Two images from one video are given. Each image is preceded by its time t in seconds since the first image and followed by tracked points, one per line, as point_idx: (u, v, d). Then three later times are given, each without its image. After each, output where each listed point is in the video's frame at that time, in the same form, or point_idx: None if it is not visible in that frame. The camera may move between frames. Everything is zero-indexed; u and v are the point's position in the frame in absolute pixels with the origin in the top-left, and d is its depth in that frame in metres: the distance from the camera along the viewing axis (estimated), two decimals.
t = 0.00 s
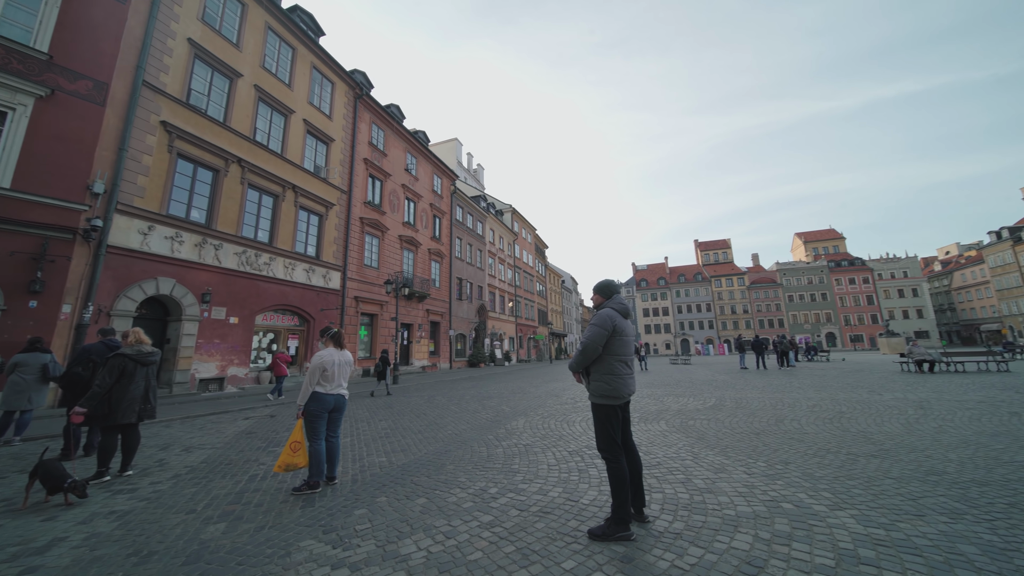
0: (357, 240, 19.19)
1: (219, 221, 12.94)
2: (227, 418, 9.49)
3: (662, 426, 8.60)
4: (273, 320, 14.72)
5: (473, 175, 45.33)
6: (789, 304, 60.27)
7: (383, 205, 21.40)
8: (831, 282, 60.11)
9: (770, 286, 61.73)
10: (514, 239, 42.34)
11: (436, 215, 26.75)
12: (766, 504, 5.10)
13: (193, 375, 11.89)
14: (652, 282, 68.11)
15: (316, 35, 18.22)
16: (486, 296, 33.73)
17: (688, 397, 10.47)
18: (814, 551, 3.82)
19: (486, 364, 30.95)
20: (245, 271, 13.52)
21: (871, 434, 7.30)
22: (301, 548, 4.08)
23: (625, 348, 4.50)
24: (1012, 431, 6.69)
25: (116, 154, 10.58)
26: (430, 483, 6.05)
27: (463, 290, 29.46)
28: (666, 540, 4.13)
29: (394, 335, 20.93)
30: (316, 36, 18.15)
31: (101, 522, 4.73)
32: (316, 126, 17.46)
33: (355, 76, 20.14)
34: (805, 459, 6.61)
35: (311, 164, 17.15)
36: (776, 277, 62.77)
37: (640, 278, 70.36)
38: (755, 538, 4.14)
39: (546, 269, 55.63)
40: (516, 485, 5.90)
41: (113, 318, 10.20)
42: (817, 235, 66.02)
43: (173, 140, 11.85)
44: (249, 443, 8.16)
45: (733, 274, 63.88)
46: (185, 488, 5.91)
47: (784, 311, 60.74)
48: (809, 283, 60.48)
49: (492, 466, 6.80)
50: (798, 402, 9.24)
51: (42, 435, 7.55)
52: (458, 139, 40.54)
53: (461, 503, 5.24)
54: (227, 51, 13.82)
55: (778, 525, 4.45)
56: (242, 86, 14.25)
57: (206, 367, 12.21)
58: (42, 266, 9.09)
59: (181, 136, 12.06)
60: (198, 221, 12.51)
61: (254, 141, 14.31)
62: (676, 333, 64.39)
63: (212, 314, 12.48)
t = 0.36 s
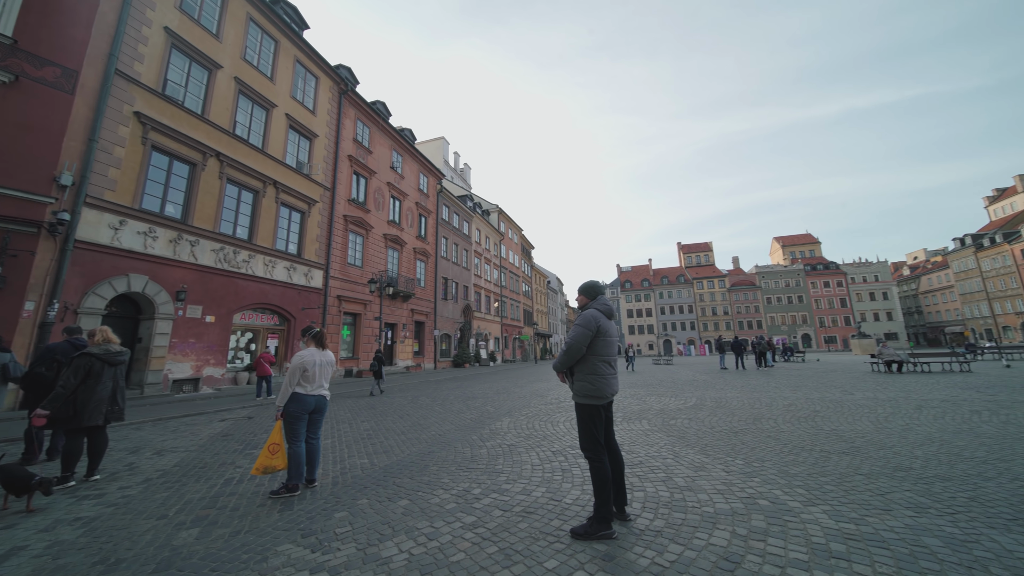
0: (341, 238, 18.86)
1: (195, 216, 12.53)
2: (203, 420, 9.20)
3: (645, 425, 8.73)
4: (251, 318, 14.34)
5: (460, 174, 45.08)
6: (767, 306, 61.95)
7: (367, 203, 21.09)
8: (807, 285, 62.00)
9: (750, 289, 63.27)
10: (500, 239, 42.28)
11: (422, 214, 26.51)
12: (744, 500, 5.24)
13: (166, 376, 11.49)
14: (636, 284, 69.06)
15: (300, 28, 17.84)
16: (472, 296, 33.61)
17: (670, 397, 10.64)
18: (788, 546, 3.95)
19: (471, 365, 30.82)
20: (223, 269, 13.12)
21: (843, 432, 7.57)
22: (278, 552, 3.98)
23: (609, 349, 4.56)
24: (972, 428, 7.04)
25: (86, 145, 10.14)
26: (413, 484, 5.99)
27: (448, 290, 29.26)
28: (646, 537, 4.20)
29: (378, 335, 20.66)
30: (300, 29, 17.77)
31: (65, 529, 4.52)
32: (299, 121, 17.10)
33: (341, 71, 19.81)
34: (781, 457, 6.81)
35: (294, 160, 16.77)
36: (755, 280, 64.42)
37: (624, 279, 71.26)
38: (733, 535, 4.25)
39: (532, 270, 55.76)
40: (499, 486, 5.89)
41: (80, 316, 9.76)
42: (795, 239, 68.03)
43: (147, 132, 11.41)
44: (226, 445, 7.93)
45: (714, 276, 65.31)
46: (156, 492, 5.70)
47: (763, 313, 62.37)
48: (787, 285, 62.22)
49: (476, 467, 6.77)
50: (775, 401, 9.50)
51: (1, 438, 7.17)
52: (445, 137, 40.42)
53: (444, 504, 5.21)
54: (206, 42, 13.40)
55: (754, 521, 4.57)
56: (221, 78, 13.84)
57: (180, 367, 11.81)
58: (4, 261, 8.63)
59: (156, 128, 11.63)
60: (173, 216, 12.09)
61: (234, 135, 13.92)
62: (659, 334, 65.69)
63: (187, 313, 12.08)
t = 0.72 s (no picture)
0: (324, 236, 18.52)
1: (172, 211, 12.13)
2: (178, 422, 8.91)
3: (628, 424, 8.83)
4: (230, 317, 13.96)
5: (448, 173, 44.79)
6: (747, 308, 63.43)
7: (353, 201, 20.77)
8: (786, 287, 63.77)
9: (731, 291, 64.73)
10: (487, 239, 42.20)
11: (408, 212, 26.24)
12: (723, 498, 5.35)
13: (140, 376, 11.09)
14: (622, 285, 69.86)
15: (285, 20, 17.47)
16: (458, 295, 33.44)
17: (653, 396, 10.80)
18: (766, 542, 4.05)
19: (456, 365, 30.66)
20: (200, 266, 12.74)
21: (817, 430, 7.82)
22: (256, 557, 3.89)
23: (594, 349, 4.60)
24: (939, 426, 7.35)
25: (55, 136, 9.71)
26: (396, 485, 5.92)
27: (434, 290, 29.05)
28: (628, 535, 4.25)
29: (362, 334, 20.37)
30: (285, 22, 17.40)
31: (28, 537, 4.31)
32: (283, 116, 16.73)
33: (326, 66, 19.48)
34: (759, 455, 6.98)
35: (276, 156, 16.40)
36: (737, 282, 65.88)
37: (610, 280, 72.05)
38: (713, 531, 4.34)
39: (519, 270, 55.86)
40: (484, 486, 5.88)
41: (47, 313, 9.34)
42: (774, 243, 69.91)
43: (121, 123, 11.00)
44: (202, 448, 7.70)
45: (698, 278, 66.57)
46: (127, 497, 5.49)
47: (743, 315, 63.88)
48: (767, 288, 63.85)
49: (461, 467, 6.74)
50: (755, 400, 9.73)
51: None
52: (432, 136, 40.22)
53: (428, 505, 5.17)
54: (185, 31, 13.00)
55: (734, 518, 4.68)
56: (201, 69, 13.43)
57: (154, 367, 11.41)
58: None
59: (131, 119, 11.22)
60: (148, 211, 11.68)
61: (214, 128, 13.52)
62: (643, 334, 66.66)
63: (162, 311, 11.69)
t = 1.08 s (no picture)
0: (307, 233, 18.13)
1: (146, 206, 11.69)
2: (150, 424, 8.60)
3: (612, 424, 8.93)
4: (207, 316, 13.54)
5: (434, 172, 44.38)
6: (728, 309, 64.91)
7: (337, 198, 20.40)
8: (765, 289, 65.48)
9: (713, 293, 66.14)
10: (474, 239, 42.04)
11: (394, 210, 25.93)
12: (703, 495, 5.47)
13: (109, 377, 10.64)
14: (607, 286, 70.57)
15: (268, 12, 17.05)
16: (444, 295, 33.20)
17: (637, 396, 10.94)
18: (743, 538, 4.16)
19: (441, 365, 30.43)
20: (176, 262, 12.31)
21: (793, 428, 8.06)
22: (231, 563, 3.78)
23: (579, 349, 4.63)
24: (906, 424, 7.68)
25: (20, 124, 9.25)
26: (379, 487, 5.84)
27: (420, 289, 28.76)
28: (611, 534, 4.30)
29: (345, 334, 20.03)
30: (268, 13, 16.99)
31: None
32: (265, 110, 16.32)
33: (310, 60, 19.09)
34: (738, 453, 7.16)
35: (257, 150, 15.97)
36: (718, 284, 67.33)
37: (596, 281, 72.78)
38: (693, 528, 4.43)
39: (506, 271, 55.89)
40: (467, 487, 5.85)
41: (8, 311, 8.87)
42: (754, 246, 71.76)
43: (92, 113, 10.54)
44: (175, 450, 7.44)
45: (681, 279, 67.79)
46: (95, 503, 5.26)
47: (724, 316, 65.33)
48: (747, 290, 65.47)
49: (445, 468, 6.68)
50: (735, 400, 9.97)
51: None
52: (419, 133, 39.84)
53: (410, 507, 5.11)
54: (162, 20, 12.55)
55: (713, 515, 4.78)
56: (179, 60, 12.98)
57: (125, 368, 10.97)
58: None
59: (103, 109, 10.76)
60: (121, 204, 11.23)
61: (191, 121, 13.09)
62: (627, 335, 67.56)
63: (134, 309, 11.25)
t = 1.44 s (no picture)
0: (286, 230, 17.66)
1: (114, 198, 11.16)
2: (115, 427, 8.20)
3: (594, 424, 9.02)
4: (178, 314, 13.03)
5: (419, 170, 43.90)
6: (707, 311, 66.50)
7: (318, 194, 19.94)
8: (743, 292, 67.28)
9: (693, 295, 67.59)
10: (458, 239, 41.76)
11: (377, 209, 25.52)
12: (681, 493, 5.59)
13: (71, 378, 10.11)
14: (591, 288, 71.27)
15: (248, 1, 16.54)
16: (428, 295, 32.89)
17: (619, 396, 11.09)
18: (719, 534, 4.27)
19: (424, 365, 30.11)
20: (145, 258, 11.80)
21: (767, 427, 8.32)
22: (202, 571, 3.64)
23: (562, 349, 4.66)
24: (871, 422, 8.04)
25: None
26: (357, 490, 5.73)
27: (403, 288, 28.38)
28: (591, 533, 4.34)
29: (325, 333, 19.61)
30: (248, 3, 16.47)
31: None
32: (243, 102, 15.82)
33: (292, 53, 18.61)
34: (715, 451, 7.34)
35: (235, 144, 15.46)
36: (698, 286, 68.88)
37: (580, 283, 73.46)
38: (671, 526, 4.52)
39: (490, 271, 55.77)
40: (448, 488, 5.81)
41: None
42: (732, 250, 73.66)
43: (56, 99, 10.00)
44: (142, 454, 7.13)
45: (662, 281, 69.04)
46: (53, 510, 4.98)
47: (703, 318, 66.88)
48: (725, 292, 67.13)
49: (425, 470, 6.62)
50: (713, 400, 10.21)
51: None
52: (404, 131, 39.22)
53: (390, 509, 5.04)
54: (134, 5, 12.02)
55: (690, 512, 4.89)
56: (151, 47, 12.45)
57: (88, 368, 10.45)
58: None
59: (68, 96, 10.23)
60: (87, 197, 10.69)
61: (165, 111, 12.58)
62: (610, 335, 68.46)
63: (99, 307, 10.73)
